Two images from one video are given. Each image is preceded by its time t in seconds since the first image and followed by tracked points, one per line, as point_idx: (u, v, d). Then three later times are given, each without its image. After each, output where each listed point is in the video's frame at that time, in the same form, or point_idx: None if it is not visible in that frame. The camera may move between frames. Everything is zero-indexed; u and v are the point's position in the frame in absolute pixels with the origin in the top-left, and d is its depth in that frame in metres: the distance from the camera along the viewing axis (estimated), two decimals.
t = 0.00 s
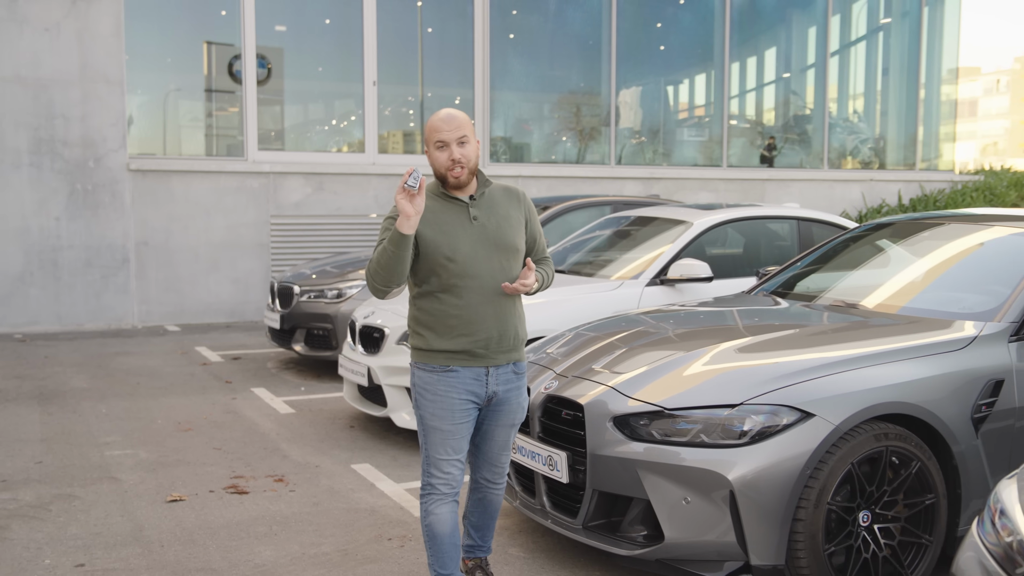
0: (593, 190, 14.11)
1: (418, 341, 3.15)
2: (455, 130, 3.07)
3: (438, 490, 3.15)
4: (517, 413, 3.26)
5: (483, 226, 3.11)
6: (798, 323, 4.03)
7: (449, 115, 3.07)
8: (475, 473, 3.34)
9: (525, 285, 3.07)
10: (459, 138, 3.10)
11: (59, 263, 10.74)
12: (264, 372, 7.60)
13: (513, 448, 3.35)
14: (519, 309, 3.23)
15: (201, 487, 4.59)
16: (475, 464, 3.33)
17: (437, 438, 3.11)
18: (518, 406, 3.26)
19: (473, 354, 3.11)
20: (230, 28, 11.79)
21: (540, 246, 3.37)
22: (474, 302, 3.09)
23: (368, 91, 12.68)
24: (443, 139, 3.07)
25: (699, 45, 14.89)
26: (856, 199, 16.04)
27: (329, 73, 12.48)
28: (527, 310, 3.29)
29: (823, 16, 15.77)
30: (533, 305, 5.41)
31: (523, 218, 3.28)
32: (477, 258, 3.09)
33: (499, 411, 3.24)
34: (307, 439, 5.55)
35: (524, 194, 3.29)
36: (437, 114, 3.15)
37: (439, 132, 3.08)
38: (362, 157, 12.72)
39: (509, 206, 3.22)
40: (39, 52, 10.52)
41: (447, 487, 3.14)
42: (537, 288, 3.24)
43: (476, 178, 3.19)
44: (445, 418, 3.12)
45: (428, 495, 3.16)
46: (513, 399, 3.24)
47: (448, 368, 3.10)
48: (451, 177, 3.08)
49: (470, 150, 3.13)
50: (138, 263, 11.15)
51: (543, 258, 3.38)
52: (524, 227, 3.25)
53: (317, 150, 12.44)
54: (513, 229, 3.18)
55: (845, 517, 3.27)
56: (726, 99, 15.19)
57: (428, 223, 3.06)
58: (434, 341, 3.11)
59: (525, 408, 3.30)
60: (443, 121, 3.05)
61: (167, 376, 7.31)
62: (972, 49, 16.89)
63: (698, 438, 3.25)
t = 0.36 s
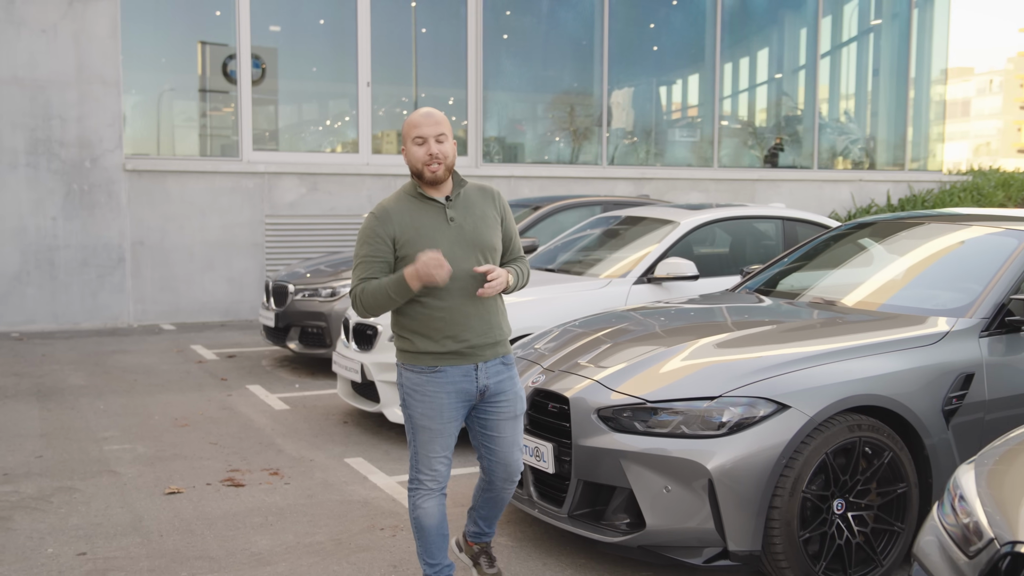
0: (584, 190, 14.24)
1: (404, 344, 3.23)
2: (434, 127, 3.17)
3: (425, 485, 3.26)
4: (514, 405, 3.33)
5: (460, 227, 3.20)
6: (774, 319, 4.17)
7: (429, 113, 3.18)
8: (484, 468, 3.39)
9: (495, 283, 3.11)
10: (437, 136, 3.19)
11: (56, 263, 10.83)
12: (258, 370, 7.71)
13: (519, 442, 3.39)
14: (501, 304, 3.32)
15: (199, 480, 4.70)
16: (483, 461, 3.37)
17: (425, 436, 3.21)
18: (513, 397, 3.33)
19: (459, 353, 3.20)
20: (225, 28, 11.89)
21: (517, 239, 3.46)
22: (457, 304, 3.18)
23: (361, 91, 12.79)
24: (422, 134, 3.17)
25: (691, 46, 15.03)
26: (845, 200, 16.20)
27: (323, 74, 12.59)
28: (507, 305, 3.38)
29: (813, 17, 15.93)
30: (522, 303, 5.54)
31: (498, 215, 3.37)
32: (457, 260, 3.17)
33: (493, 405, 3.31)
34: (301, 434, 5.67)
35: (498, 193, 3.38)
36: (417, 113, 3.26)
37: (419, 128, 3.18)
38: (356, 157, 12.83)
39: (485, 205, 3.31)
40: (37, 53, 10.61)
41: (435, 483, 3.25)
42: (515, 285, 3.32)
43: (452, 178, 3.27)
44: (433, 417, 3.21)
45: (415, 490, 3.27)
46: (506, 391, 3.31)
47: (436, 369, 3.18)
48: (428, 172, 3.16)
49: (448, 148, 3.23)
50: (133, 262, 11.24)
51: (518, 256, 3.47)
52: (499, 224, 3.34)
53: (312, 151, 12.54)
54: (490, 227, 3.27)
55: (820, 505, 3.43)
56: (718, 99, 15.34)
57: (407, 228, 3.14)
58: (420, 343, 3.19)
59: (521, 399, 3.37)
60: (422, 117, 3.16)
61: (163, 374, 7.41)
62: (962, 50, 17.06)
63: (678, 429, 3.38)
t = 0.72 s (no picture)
0: (576, 190, 14.37)
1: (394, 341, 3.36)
2: (411, 123, 3.27)
3: (419, 476, 3.37)
4: (505, 396, 3.39)
5: (441, 225, 3.29)
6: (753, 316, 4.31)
7: (404, 110, 3.28)
8: (489, 468, 3.39)
9: (468, 288, 3.22)
10: (415, 131, 3.30)
11: (52, 262, 10.93)
12: (253, 368, 7.82)
13: (513, 435, 3.43)
14: (488, 298, 3.39)
15: (196, 474, 4.82)
16: (483, 458, 3.39)
17: (415, 428, 3.32)
18: (503, 389, 3.39)
19: (446, 349, 3.28)
20: (219, 28, 11.99)
21: (506, 233, 3.52)
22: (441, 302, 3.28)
23: (355, 92, 12.90)
24: (399, 131, 3.26)
25: (683, 47, 15.17)
26: (834, 200, 16.36)
27: (316, 74, 12.69)
28: (497, 299, 3.44)
29: (804, 19, 16.08)
30: (512, 302, 5.67)
31: (483, 209, 3.44)
32: (438, 259, 3.27)
33: (484, 398, 3.37)
34: (296, 430, 5.79)
35: (483, 187, 3.45)
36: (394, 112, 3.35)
37: (397, 126, 3.28)
38: (350, 157, 12.94)
39: (468, 200, 3.38)
40: (34, 54, 10.70)
41: (427, 474, 3.35)
42: (500, 279, 3.38)
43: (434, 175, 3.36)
44: (423, 410, 3.31)
45: (410, 482, 3.38)
46: (496, 383, 3.37)
47: (423, 364, 3.29)
48: (408, 168, 3.27)
49: (426, 143, 3.33)
50: (129, 261, 11.34)
51: (508, 247, 3.51)
52: (483, 218, 3.41)
53: (306, 151, 12.65)
54: (472, 223, 3.35)
55: (796, 494, 3.58)
56: (709, 101, 15.49)
57: (389, 228, 3.26)
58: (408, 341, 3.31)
59: (513, 391, 3.43)
60: (399, 115, 3.27)
61: (159, 372, 7.52)
62: (950, 52, 17.23)
63: (660, 421, 3.51)
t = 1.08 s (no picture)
0: (568, 190, 14.50)
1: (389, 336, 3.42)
2: (435, 135, 3.39)
3: (411, 468, 3.46)
4: (493, 393, 3.46)
5: (442, 225, 3.38)
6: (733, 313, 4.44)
7: (425, 121, 3.37)
8: (477, 463, 3.46)
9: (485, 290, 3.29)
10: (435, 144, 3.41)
11: (47, 261, 11.02)
12: (248, 365, 7.93)
13: (502, 430, 3.50)
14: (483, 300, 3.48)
15: (193, 467, 4.93)
16: (472, 452, 3.46)
17: (406, 422, 3.40)
18: (491, 385, 3.46)
19: (437, 346, 3.35)
20: (212, 28, 12.08)
21: (500, 240, 3.63)
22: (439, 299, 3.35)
23: (348, 92, 13.01)
24: (427, 140, 3.36)
25: (675, 48, 15.31)
26: (824, 200, 16.51)
27: (310, 74, 12.80)
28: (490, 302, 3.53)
29: (794, 20, 16.24)
30: (502, 300, 5.79)
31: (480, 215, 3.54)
32: (438, 257, 3.36)
33: (473, 395, 3.44)
34: (291, 425, 5.91)
35: (481, 194, 3.56)
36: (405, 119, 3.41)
37: (422, 135, 3.36)
38: (343, 157, 13.04)
39: (467, 205, 3.48)
40: (29, 55, 10.78)
41: (421, 465, 3.45)
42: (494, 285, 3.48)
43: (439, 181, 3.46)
44: (413, 405, 3.39)
45: (403, 473, 3.48)
46: (485, 381, 3.44)
47: (413, 361, 3.37)
48: (430, 176, 3.35)
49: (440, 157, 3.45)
50: (124, 261, 11.44)
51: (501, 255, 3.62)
52: (481, 224, 3.51)
53: (299, 151, 12.75)
54: (469, 225, 3.45)
55: (774, 483, 3.72)
56: (700, 101, 15.63)
57: (393, 225, 3.34)
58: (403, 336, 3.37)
59: (501, 388, 3.50)
60: (422, 125, 3.35)
61: (154, 369, 7.62)
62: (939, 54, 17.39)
63: (643, 414, 3.63)
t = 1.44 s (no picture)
0: (560, 190, 14.61)
1: (400, 333, 3.44)
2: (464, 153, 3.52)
3: (407, 461, 3.50)
4: (488, 386, 3.61)
5: (452, 228, 3.53)
6: (711, 310, 4.58)
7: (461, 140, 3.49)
8: (467, 453, 3.56)
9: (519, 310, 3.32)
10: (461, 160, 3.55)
11: (43, 260, 11.09)
12: (243, 363, 8.03)
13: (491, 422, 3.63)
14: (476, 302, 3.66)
15: (189, 461, 5.04)
16: (461, 443, 3.56)
17: (410, 414, 3.45)
18: (486, 378, 3.60)
19: (452, 342, 3.46)
20: (206, 28, 12.17)
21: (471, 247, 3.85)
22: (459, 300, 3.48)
23: (341, 93, 13.11)
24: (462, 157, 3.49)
25: (666, 49, 15.44)
26: (813, 199, 16.65)
27: (303, 73, 12.89)
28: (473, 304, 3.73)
29: (783, 21, 16.39)
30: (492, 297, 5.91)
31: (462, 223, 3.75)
32: (452, 258, 3.50)
33: (472, 388, 3.56)
34: (285, 421, 6.02)
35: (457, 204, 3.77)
36: (436, 130, 3.45)
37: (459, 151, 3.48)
38: (336, 157, 13.14)
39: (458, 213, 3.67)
40: (25, 56, 10.86)
41: (415, 457, 3.50)
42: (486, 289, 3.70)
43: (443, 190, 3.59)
44: (416, 398, 3.45)
45: (397, 465, 3.51)
46: (481, 374, 3.59)
47: (422, 357, 3.43)
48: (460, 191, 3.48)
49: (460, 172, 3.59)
50: (119, 260, 11.52)
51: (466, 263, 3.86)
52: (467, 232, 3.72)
53: (292, 151, 12.84)
54: (466, 232, 3.64)
55: (754, 474, 3.85)
56: (691, 101, 15.76)
57: (420, 226, 3.39)
58: (419, 333, 3.43)
59: (492, 383, 3.64)
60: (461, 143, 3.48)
61: (149, 366, 7.72)
62: (927, 55, 17.56)
63: (627, 407, 3.75)
